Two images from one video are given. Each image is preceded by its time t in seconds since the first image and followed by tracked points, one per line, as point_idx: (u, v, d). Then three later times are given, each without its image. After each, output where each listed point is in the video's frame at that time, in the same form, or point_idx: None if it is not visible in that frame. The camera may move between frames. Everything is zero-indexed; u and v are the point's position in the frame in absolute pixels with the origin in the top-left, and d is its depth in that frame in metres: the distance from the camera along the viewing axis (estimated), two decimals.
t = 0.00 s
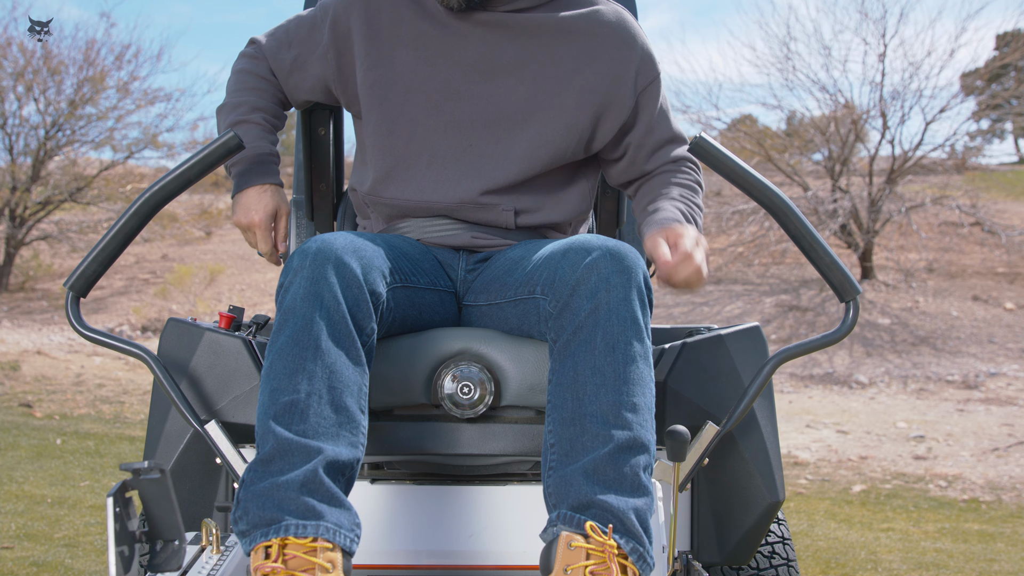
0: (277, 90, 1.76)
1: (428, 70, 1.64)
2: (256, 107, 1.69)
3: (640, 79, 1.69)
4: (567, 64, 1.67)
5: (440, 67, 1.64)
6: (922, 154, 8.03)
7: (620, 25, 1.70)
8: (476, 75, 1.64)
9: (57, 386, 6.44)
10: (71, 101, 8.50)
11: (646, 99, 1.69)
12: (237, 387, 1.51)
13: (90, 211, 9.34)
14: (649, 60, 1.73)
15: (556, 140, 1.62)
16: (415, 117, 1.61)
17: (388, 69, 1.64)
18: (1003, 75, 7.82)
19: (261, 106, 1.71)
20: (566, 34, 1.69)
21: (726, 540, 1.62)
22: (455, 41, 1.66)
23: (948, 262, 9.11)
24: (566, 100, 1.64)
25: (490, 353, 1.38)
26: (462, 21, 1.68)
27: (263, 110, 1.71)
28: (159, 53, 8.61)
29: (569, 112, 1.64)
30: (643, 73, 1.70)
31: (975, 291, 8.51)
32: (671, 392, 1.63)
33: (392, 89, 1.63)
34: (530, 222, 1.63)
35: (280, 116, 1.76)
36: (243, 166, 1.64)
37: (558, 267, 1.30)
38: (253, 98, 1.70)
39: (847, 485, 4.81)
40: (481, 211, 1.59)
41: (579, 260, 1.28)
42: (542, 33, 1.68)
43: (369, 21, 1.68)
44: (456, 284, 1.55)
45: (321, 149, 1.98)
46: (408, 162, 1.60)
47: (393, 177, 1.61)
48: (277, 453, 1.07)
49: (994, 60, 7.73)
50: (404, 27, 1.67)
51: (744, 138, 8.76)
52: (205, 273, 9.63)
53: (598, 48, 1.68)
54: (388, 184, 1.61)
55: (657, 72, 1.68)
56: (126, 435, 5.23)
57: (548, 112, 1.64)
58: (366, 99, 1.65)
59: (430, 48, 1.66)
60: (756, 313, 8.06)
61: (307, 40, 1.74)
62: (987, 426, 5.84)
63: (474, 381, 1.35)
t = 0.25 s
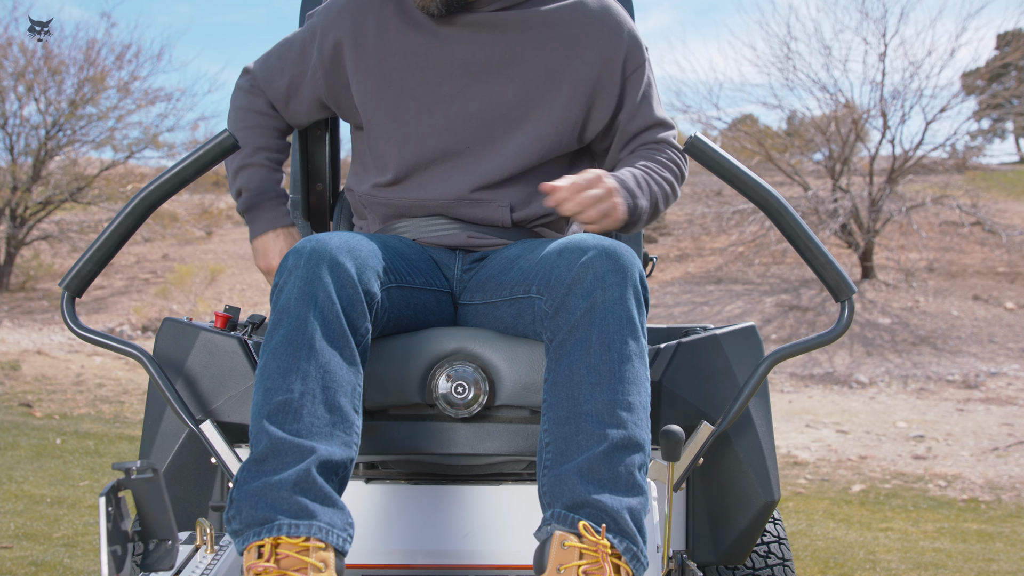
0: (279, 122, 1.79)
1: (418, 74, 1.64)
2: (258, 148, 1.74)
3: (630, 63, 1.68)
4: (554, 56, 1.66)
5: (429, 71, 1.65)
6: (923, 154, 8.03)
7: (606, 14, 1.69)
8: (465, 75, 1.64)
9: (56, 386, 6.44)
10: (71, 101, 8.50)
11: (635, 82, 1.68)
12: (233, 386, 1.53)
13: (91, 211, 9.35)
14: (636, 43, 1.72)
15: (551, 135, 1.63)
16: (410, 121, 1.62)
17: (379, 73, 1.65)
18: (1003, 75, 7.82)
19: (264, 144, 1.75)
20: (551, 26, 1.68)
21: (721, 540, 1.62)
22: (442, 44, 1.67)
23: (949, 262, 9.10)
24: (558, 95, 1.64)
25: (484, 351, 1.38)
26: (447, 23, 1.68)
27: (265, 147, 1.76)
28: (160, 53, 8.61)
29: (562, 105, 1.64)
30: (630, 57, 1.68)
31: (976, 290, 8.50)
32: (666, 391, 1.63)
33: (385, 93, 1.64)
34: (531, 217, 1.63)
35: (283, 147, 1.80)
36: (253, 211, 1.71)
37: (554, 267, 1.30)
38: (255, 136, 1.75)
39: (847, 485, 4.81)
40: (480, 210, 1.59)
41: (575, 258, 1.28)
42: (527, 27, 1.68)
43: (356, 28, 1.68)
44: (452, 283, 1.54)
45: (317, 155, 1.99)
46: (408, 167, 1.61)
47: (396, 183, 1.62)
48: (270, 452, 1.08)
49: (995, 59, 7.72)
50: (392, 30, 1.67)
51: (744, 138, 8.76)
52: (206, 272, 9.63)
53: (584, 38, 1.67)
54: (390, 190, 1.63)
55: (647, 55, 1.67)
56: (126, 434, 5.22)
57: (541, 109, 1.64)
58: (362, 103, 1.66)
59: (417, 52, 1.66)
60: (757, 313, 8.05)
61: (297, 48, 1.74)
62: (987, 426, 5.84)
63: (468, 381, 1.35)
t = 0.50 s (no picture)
0: (276, 154, 1.86)
1: (402, 77, 1.65)
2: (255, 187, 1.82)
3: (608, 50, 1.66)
4: (534, 49, 1.65)
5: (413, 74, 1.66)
6: (923, 153, 8.03)
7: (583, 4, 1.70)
8: (448, 75, 1.65)
9: (56, 385, 6.44)
10: (71, 101, 8.50)
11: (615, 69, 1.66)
12: (228, 386, 1.54)
13: (91, 211, 9.35)
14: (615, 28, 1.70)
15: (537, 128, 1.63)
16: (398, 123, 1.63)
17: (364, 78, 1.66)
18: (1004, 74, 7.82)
19: (261, 180, 1.83)
20: (528, 20, 1.68)
21: (715, 540, 1.62)
22: (423, 45, 1.67)
23: (949, 261, 9.10)
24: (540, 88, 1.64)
25: (477, 351, 1.38)
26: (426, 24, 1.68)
27: (263, 183, 1.84)
28: (160, 53, 8.60)
29: (545, 98, 1.63)
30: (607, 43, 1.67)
31: (975, 290, 8.50)
32: (661, 391, 1.63)
33: (371, 97, 1.65)
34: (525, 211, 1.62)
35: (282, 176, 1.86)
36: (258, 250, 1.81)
37: (547, 266, 1.30)
38: (253, 173, 1.82)
39: (846, 484, 4.81)
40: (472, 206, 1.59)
41: (566, 257, 1.28)
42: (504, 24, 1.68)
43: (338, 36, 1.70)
44: (446, 282, 1.55)
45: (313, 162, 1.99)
46: (400, 170, 1.62)
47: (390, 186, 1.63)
48: (262, 452, 1.09)
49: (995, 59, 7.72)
50: (371, 33, 1.69)
51: (744, 137, 8.78)
52: (206, 272, 9.63)
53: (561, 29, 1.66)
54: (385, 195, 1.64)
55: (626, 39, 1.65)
56: (125, 434, 5.22)
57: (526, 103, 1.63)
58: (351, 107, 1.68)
59: (400, 56, 1.67)
60: (757, 312, 8.05)
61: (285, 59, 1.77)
62: (987, 425, 5.84)
63: (461, 381, 1.35)
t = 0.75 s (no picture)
0: (271, 168, 1.86)
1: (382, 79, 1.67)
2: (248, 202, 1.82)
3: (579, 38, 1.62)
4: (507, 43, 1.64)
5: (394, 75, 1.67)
6: (923, 153, 8.03)
7: None
8: (425, 74, 1.66)
9: (56, 386, 6.44)
10: (71, 101, 8.50)
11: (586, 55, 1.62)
12: (224, 386, 1.55)
13: (91, 211, 9.36)
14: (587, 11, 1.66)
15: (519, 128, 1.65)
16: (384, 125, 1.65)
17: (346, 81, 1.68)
18: (1004, 74, 7.82)
19: (254, 195, 1.83)
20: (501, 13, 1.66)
21: (712, 539, 1.62)
22: (403, 46, 1.68)
23: (949, 261, 9.09)
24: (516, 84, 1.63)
25: (472, 351, 1.39)
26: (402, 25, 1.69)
27: (258, 198, 1.83)
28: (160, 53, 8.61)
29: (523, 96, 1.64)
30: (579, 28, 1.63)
31: (976, 289, 8.50)
32: (657, 390, 1.64)
33: (355, 99, 1.67)
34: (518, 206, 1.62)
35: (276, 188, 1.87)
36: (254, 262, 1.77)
37: (541, 264, 1.30)
38: (246, 187, 1.82)
39: (845, 484, 4.81)
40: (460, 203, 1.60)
41: (560, 257, 1.29)
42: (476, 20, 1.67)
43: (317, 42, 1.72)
44: (443, 283, 1.56)
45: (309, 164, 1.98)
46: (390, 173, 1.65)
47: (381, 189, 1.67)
48: (257, 453, 1.09)
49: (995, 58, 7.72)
50: (348, 36, 1.69)
51: (744, 137, 8.80)
52: (207, 272, 9.61)
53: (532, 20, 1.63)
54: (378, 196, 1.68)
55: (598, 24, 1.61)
56: (125, 434, 5.22)
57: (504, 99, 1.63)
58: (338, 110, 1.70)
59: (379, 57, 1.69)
60: (757, 312, 8.05)
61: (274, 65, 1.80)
62: (987, 425, 5.84)
63: (456, 381, 1.35)
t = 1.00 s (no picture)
0: (266, 172, 1.89)
1: (368, 79, 1.69)
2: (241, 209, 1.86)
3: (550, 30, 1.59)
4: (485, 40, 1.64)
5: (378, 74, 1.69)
6: (925, 153, 8.03)
7: None
8: (405, 75, 1.66)
9: (58, 386, 6.45)
10: (73, 102, 8.52)
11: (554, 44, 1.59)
12: (223, 386, 1.55)
13: (93, 211, 9.37)
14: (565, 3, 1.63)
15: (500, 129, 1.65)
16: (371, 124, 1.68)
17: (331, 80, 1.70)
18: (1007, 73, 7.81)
19: (248, 201, 1.87)
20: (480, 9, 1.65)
21: (711, 539, 1.62)
22: (387, 46, 1.69)
23: (951, 261, 9.08)
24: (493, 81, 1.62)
25: (471, 351, 1.39)
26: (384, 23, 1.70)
27: (253, 203, 1.87)
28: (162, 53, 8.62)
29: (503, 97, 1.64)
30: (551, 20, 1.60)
31: (978, 289, 8.48)
32: (656, 390, 1.64)
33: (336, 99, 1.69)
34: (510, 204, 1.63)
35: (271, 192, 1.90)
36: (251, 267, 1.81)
37: (539, 264, 1.31)
38: (241, 193, 1.86)
39: (847, 484, 4.81)
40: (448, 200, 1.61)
41: (556, 256, 1.29)
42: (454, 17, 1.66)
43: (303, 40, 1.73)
44: (441, 283, 1.56)
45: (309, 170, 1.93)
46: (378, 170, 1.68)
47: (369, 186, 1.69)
48: (254, 454, 1.09)
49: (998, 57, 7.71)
50: (333, 36, 1.71)
51: (746, 137, 8.80)
52: (209, 272, 9.57)
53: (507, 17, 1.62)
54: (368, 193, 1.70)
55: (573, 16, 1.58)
56: (127, 434, 5.23)
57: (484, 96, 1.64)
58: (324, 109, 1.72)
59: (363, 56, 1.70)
60: (759, 312, 8.05)
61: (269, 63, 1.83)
62: (989, 425, 5.83)
63: (455, 381, 1.35)
